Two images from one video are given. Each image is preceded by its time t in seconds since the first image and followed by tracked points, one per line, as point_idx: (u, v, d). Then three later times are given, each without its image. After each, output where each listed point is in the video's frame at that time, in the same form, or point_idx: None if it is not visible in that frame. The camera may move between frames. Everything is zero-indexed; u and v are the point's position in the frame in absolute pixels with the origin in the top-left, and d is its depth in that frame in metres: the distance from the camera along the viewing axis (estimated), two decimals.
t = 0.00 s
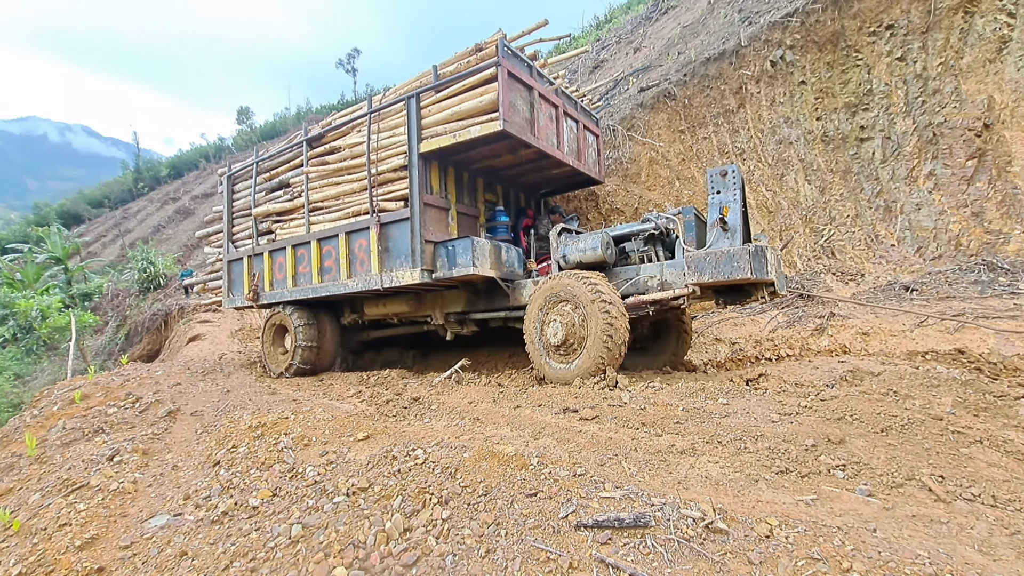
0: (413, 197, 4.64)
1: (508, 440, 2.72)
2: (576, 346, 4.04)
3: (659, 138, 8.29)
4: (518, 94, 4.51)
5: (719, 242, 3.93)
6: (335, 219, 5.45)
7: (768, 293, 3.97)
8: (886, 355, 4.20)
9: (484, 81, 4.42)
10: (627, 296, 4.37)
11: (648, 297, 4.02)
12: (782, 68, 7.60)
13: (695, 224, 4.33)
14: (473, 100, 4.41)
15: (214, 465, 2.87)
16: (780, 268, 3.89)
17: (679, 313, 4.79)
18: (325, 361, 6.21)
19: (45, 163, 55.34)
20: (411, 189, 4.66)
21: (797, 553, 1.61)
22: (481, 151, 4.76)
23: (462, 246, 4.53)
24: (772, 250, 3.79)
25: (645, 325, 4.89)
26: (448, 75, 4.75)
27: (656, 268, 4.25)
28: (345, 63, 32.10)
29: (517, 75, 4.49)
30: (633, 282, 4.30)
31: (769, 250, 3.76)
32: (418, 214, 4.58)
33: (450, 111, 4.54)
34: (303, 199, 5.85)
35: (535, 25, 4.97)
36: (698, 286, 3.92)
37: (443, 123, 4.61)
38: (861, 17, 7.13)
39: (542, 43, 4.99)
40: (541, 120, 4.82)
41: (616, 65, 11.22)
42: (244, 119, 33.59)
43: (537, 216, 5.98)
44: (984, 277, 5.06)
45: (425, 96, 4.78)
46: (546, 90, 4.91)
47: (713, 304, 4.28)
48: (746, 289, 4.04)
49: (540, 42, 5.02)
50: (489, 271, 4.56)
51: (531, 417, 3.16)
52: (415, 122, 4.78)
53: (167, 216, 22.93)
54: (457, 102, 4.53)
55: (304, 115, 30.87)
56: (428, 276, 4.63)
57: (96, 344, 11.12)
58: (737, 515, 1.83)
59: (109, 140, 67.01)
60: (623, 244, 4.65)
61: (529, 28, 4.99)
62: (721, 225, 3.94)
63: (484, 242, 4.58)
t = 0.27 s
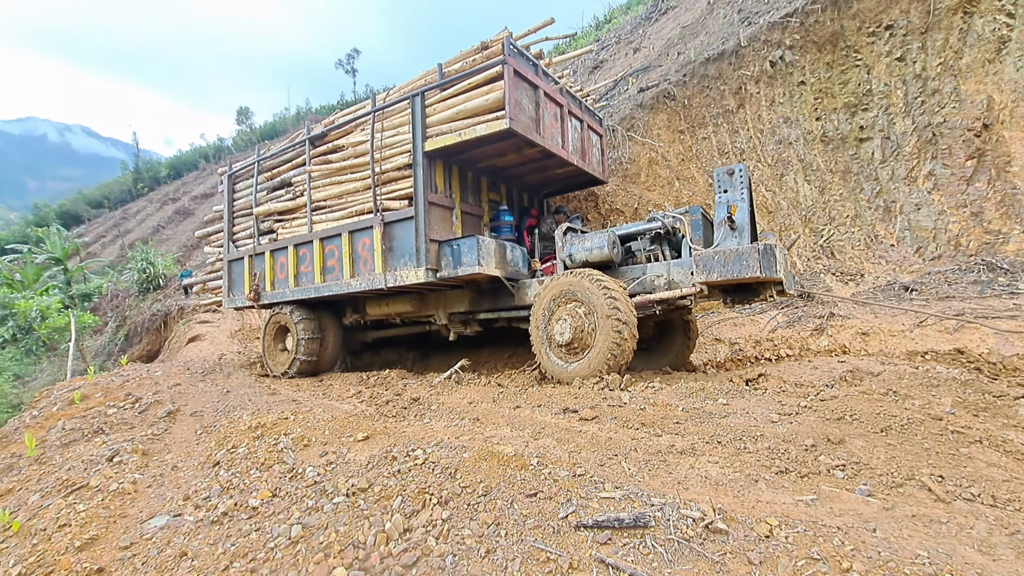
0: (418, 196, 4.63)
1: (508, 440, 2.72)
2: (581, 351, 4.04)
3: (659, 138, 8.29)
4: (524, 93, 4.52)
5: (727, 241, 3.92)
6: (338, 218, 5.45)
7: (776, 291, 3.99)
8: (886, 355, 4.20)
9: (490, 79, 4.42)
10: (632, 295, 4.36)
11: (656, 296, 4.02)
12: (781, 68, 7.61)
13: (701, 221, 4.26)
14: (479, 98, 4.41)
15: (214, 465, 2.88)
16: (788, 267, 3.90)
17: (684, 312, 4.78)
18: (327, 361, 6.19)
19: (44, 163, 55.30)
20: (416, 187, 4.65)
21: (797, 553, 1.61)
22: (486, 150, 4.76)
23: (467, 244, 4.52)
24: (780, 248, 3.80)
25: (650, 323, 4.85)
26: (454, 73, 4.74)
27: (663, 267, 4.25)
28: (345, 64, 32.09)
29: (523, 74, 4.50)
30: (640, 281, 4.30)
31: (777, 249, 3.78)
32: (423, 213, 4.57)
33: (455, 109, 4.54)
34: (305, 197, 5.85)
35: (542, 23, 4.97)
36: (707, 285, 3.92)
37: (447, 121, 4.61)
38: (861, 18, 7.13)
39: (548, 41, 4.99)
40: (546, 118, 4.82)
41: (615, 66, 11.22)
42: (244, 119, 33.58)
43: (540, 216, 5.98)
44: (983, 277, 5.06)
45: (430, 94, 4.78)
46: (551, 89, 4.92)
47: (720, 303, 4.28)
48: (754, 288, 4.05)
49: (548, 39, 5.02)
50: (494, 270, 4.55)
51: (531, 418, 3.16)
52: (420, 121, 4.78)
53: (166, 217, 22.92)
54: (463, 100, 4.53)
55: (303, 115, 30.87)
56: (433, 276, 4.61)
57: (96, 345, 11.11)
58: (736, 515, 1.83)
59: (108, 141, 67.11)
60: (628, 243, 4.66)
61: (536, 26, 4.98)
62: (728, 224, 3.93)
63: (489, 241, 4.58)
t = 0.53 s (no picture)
0: (422, 195, 4.63)
1: (507, 440, 2.72)
2: (584, 354, 4.06)
3: (659, 139, 8.30)
4: (530, 92, 4.52)
5: (735, 240, 3.92)
6: (340, 217, 5.44)
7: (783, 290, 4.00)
8: (885, 355, 4.20)
9: (496, 77, 4.42)
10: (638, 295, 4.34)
11: (662, 296, 4.02)
12: (781, 68, 7.61)
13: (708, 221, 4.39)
14: (484, 97, 4.40)
15: (214, 466, 2.88)
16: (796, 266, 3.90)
17: (689, 312, 4.77)
18: (330, 362, 6.17)
19: (44, 164, 55.30)
20: (421, 186, 4.65)
21: (796, 554, 1.60)
22: (491, 149, 4.76)
23: (472, 243, 4.52)
24: (788, 248, 3.81)
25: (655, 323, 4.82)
26: (458, 72, 4.74)
27: (669, 266, 4.23)
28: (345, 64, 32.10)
29: (529, 73, 4.50)
30: (646, 281, 4.27)
31: (785, 249, 3.78)
32: (428, 212, 4.57)
33: (460, 108, 4.54)
34: (308, 197, 5.85)
35: (547, 22, 4.94)
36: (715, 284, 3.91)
37: (452, 120, 4.61)
38: (860, 18, 7.14)
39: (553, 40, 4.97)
40: (551, 118, 4.82)
41: (615, 66, 11.23)
42: (243, 120, 33.57)
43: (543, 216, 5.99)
44: (983, 277, 5.07)
45: (434, 93, 4.78)
46: (556, 88, 4.92)
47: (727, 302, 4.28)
48: (761, 288, 4.05)
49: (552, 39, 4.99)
50: (499, 269, 4.55)
51: (530, 418, 3.16)
52: (424, 119, 4.78)
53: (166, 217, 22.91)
54: (468, 98, 4.52)
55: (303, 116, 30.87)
56: (437, 275, 4.61)
57: (96, 346, 11.11)
58: (736, 515, 1.83)
59: (108, 142, 67.13)
60: (634, 242, 4.64)
61: (541, 25, 4.95)
62: (736, 224, 3.93)
63: (494, 240, 4.58)
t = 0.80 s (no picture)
0: (427, 194, 4.63)
1: (507, 441, 2.72)
2: (586, 355, 4.06)
3: (658, 139, 8.31)
4: (535, 91, 4.52)
5: (742, 240, 3.92)
6: (343, 217, 5.44)
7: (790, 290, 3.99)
8: (885, 355, 4.20)
9: (501, 76, 4.42)
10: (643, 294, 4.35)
11: (669, 296, 4.02)
12: (780, 69, 7.62)
13: (714, 220, 4.31)
14: (490, 96, 4.41)
15: (213, 467, 2.88)
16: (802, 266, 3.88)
17: (693, 312, 4.75)
18: (331, 362, 6.16)
19: (43, 165, 55.32)
20: (425, 186, 4.65)
21: (796, 554, 1.61)
22: (495, 149, 4.76)
23: (477, 243, 4.52)
24: (795, 247, 3.81)
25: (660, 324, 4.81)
26: (463, 71, 4.74)
27: (676, 266, 4.23)
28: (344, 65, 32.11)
29: (534, 72, 4.50)
30: (652, 280, 4.28)
31: (793, 248, 3.78)
32: (433, 211, 4.57)
33: (465, 107, 4.54)
34: (310, 196, 5.85)
35: (552, 23, 4.88)
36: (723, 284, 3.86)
37: (456, 119, 4.61)
38: (859, 18, 7.14)
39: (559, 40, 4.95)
40: (556, 117, 4.82)
41: (614, 67, 11.24)
42: (242, 121, 33.57)
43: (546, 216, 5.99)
44: (982, 277, 5.07)
45: (439, 92, 4.77)
46: (561, 88, 4.92)
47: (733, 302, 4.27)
48: (768, 287, 4.03)
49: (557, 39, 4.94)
50: (504, 269, 4.55)
51: (530, 419, 3.16)
52: (429, 119, 4.78)
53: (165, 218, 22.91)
54: (473, 98, 4.53)
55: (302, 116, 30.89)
56: (442, 274, 4.61)
57: (95, 347, 11.10)
58: (735, 515, 1.84)
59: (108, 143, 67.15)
60: (639, 242, 4.64)
61: (547, 25, 4.88)
62: (743, 223, 3.94)
63: (499, 240, 4.58)
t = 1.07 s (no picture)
0: (431, 194, 4.63)
1: (507, 442, 2.72)
2: (585, 352, 4.08)
3: (658, 140, 8.32)
4: (540, 90, 4.52)
5: (749, 240, 3.93)
6: (345, 217, 5.44)
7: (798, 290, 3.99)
8: (884, 355, 4.20)
9: (507, 75, 4.43)
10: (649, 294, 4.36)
11: (676, 295, 4.05)
12: (780, 69, 7.63)
13: (720, 220, 4.52)
14: (495, 95, 4.41)
15: (213, 468, 2.88)
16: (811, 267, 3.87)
17: (698, 312, 4.77)
18: (333, 363, 6.15)
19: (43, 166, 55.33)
20: (429, 185, 4.65)
21: (795, 554, 1.61)
22: (499, 148, 4.77)
23: (482, 243, 4.52)
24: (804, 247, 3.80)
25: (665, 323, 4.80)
26: (468, 70, 4.75)
27: (682, 265, 4.21)
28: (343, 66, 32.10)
29: (540, 71, 4.50)
30: (659, 280, 4.27)
31: (802, 248, 3.79)
32: (437, 211, 4.57)
33: (469, 106, 4.55)
34: (312, 196, 5.85)
35: (558, 22, 4.93)
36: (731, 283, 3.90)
37: (461, 118, 4.61)
38: (859, 19, 7.15)
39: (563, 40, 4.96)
40: (561, 117, 4.82)
41: (614, 68, 11.25)
42: (242, 121, 33.56)
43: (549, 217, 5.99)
44: (981, 277, 5.08)
45: (443, 91, 4.78)
46: (565, 87, 4.93)
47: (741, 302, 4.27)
48: (776, 287, 4.03)
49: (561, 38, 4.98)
50: (509, 269, 4.55)
51: (530, 419, 3.16)
52: (433, 118, 4.78)
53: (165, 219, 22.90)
54: (478, 97, 4.53)
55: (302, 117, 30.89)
56: (446, 274, 4.60)
57: (95, 348, 11.10)
58: (735, 516, 1.84)
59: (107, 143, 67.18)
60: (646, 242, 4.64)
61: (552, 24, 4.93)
62: (750, 223, 3.93)
63: (504, 240, 4.58)
